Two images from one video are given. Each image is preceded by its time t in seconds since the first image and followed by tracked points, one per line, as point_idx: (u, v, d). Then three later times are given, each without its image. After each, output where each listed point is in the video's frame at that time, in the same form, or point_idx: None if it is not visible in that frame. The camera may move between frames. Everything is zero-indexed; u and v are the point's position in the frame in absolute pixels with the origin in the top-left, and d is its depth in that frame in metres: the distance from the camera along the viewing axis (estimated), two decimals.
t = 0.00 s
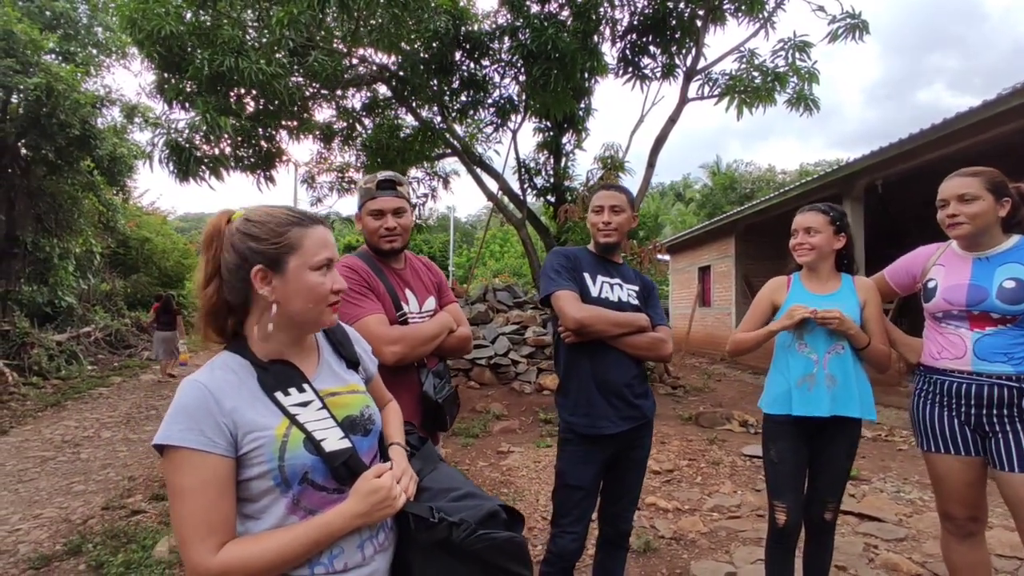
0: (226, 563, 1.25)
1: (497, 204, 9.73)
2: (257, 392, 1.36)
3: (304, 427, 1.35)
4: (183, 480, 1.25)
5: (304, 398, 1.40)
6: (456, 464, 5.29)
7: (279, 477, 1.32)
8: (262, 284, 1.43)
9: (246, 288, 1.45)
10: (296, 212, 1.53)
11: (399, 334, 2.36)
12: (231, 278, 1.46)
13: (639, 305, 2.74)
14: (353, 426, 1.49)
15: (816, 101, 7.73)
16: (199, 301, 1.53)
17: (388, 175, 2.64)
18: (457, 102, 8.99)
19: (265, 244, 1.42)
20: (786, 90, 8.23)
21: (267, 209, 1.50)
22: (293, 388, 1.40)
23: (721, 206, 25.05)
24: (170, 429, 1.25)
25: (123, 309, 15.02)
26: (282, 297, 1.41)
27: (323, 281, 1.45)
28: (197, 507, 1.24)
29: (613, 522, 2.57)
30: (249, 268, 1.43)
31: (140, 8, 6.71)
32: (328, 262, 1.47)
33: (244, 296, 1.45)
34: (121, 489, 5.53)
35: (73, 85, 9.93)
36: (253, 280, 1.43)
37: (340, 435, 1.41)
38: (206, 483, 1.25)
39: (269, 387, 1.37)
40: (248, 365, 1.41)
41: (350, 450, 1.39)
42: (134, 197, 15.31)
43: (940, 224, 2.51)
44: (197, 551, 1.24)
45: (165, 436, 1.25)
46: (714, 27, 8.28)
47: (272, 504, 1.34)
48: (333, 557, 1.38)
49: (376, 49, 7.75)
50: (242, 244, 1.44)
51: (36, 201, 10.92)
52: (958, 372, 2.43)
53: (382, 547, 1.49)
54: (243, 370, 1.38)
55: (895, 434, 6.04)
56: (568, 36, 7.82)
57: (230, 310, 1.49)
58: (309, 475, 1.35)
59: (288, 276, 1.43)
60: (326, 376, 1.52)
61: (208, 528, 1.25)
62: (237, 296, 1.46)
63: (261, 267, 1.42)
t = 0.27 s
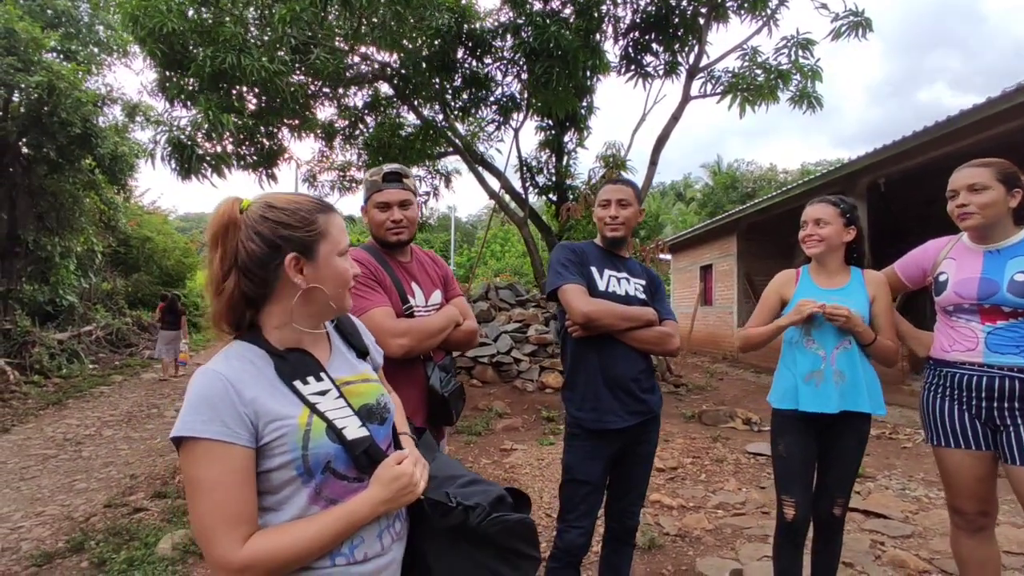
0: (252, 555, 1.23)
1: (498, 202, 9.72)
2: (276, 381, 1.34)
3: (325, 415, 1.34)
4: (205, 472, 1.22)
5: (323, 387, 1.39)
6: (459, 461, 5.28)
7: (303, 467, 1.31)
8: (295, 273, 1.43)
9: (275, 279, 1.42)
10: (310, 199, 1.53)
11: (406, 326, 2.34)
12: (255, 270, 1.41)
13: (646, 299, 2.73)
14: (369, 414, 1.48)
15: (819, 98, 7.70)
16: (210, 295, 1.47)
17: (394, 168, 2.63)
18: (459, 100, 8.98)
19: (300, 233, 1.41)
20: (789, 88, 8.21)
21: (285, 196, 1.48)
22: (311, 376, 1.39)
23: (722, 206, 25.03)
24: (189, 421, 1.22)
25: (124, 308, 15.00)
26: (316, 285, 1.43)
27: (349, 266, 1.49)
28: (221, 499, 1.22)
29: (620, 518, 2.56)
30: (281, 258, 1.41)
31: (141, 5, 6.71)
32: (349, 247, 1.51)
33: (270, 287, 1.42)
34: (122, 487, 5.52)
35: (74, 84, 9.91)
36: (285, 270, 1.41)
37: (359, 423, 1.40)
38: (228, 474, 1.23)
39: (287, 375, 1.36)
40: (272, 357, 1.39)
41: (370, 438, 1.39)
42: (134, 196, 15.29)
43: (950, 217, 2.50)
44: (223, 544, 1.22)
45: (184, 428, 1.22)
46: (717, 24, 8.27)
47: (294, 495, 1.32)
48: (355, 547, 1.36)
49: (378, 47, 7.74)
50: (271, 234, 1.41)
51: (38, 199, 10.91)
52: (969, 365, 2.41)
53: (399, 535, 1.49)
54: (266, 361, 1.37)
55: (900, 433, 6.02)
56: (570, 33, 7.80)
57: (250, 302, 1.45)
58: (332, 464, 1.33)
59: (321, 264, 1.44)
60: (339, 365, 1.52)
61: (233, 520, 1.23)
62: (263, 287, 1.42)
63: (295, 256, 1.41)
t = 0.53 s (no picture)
0: None
1: (498, 203, 9.69)
2: (265, 398, 1.30)
3: (318, 434, 1.31)
4: (195, 498, 1.19)
5: (314, 404, 1.35)
6: (457, 465, 5.25)
7: (296, 488, 1.28)
8: (284, 286, 1.40)
9: (262, 293, 1.39)
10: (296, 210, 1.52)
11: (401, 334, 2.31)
12: (242, 283, 1.38)
13: (645, 305, 2.69)
14: (360, 430, 1.45)
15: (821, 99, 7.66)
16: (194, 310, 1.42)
17: (390, 172, 2.60)
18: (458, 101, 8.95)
19: (288, 245, 1.39)
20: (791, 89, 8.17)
21: (272, 207, 1.46)
22: (301, 394, 1.35)
23: (723, 206, 24.97)
24: (178, 446, 1.18)
25: (124, 309, 14.98)
26: (306, 298, 1.41)
27: (339, 279, 1.48)
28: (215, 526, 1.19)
29: (618, 526, 2.52)
30: (269, 271, 1.38)
31: (139, 6, 6.69)
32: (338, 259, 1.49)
33: (258, 301, 1.39)
34: (119, 491, 5.49)
35: (74, 84, 9.87)
36: (273, 283, 1.39)
37: (352, 440, 1.38)
38: (219, 499, 1.20)
39: (278, 394, 1.32)
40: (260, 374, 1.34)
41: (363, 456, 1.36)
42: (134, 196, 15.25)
43: (955, 223, 2.47)
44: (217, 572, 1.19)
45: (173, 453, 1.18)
46: (718, 25, 8.23)
47: (287, 516, 1.29)
48: (350, 568, 1.33)
49: (378, 47, 7.71)
50: (258, 246, 1.38)
51: (37, 200, 10.89)
52: (972, 373, 2.38)
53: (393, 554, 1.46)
54: (253, 378, 1.33)
55: (901, 436, 5.98)
56: (570, 34, 7.76)
57: (236, 317, 1.41)
58: (326, 483, 1.30)
59: (310, 276, 1.42)
60: (330, 380, 1.49)
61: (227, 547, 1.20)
62: (251, 301, 1.39)
63: (283, 269, 1.39)
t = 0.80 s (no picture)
0: None
1: (497, 204, 9.69)
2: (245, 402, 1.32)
3: (301, 436, 1.36)
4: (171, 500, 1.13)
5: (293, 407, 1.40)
6: (453, 468, 5.24)
7: (279, 491, 1.31)
8: (254, 301, 1.41)
9: (232, 308, 1.39)
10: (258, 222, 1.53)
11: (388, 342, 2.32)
12: (210, 299, 1.37)
13: (634, 312, 2.69)
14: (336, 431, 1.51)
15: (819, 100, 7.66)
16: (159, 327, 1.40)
17: (379, 179, 2.61)
18: (457, 102, 8.96)
19: (257, 260, 1.41)
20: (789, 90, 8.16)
21: (235, 220, 1.47)
22: (277, 395, 1.39)
23: (723, 207, 24.95)
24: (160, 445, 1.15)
25: (124, 309, 15.00)
26: (277, 311, 1.43)
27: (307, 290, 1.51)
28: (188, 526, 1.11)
29: (607, 533, 2.52)
30: (238, 285, 1.39)
31: (137, 8, 6.70)
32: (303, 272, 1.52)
33: (226, 317, 1.39)
34: (116, 493, 5.50)
35: (73, 86, 9.88)
36: (243, 298, 1.40)
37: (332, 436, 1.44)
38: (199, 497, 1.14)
39: (256, 397, 1.34)
40: (227, 374, 1.34)
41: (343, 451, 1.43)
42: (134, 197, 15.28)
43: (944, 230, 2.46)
44: None
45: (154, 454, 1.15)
46: (716, 26, 8.22)
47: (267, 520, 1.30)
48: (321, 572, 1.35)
49: (375, 49, 7.71)
50: (226, 262, 1.38)
51: (36, 201, 10.91)
52: (962, 380, 2.37)
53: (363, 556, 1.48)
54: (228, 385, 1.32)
55: (898, 439, 5.97)
56: (568, 35, 7.75)
57: (204, 334, 1.40)
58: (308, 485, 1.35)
59: (279, 289, 1.44)
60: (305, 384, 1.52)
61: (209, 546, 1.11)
62: (220, 317, 1.39)
63: (253, 283, 1.40)
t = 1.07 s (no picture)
0: None
1: (499, 203, 9.68)
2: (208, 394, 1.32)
3: (270, 425, 1.36)
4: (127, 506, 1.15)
5: (260, 395, 1.40)
6: (452, 466, 5.24)
7: (251, 481, 1.32)
8: (214, 288, 1.41)
9: (192, 295, 1.39)
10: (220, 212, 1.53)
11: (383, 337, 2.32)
12: (168, 287, 1.37)
13: (630, 307, 2.69)
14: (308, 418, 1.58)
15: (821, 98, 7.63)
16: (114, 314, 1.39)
17: (374, 173, 2.61)
18: (458, 101, 8.95)
19: (217, 248, 1.41)
20: (791, 88, 8.14)
21: (195, 208, 1.47)
22: (246, 386, 1.39)
23: (726, 206, 24.89)
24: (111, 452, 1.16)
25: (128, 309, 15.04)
26: (239, 299, 1.44)
27: (268, 279, 1.52)
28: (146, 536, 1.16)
29: (604, 530, 2.51)
30: (197, 274, 1.39)
31: (139, 7, 6.72)
32: (264, 261, 1.53)
33: (187, 304, 1.39)
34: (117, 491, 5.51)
35: (76, 86, 9.91)
36: (204, 286, 1.40)
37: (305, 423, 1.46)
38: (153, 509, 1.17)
39: (223, 390, 1.34)
40: (185, 368, 1.34)
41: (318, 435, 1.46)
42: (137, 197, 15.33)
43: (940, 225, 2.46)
44: None
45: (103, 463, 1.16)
46: (718, 23, 8.20)
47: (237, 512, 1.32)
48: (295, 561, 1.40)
49: (377, 48, 7.71)
50: (185, 249, 1.39)
51: (40, 201, 10.95)
52: (962, 375, 2.35)
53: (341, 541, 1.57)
54: (189, 377, 1.32)
55: (900, 437, 5.94)
56: (569, 33, 7.74)
57: (162, 321, 1.39)
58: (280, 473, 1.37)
59: (240, 278, 1.45)
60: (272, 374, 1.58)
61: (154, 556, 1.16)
62: (180, 306, 1.39)
63: (213, 270, 1.41)
